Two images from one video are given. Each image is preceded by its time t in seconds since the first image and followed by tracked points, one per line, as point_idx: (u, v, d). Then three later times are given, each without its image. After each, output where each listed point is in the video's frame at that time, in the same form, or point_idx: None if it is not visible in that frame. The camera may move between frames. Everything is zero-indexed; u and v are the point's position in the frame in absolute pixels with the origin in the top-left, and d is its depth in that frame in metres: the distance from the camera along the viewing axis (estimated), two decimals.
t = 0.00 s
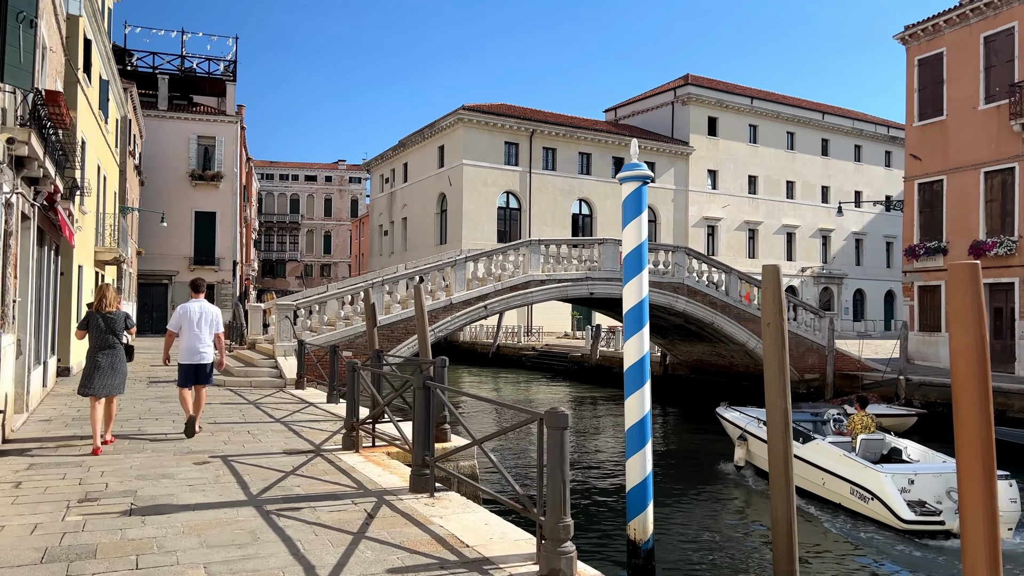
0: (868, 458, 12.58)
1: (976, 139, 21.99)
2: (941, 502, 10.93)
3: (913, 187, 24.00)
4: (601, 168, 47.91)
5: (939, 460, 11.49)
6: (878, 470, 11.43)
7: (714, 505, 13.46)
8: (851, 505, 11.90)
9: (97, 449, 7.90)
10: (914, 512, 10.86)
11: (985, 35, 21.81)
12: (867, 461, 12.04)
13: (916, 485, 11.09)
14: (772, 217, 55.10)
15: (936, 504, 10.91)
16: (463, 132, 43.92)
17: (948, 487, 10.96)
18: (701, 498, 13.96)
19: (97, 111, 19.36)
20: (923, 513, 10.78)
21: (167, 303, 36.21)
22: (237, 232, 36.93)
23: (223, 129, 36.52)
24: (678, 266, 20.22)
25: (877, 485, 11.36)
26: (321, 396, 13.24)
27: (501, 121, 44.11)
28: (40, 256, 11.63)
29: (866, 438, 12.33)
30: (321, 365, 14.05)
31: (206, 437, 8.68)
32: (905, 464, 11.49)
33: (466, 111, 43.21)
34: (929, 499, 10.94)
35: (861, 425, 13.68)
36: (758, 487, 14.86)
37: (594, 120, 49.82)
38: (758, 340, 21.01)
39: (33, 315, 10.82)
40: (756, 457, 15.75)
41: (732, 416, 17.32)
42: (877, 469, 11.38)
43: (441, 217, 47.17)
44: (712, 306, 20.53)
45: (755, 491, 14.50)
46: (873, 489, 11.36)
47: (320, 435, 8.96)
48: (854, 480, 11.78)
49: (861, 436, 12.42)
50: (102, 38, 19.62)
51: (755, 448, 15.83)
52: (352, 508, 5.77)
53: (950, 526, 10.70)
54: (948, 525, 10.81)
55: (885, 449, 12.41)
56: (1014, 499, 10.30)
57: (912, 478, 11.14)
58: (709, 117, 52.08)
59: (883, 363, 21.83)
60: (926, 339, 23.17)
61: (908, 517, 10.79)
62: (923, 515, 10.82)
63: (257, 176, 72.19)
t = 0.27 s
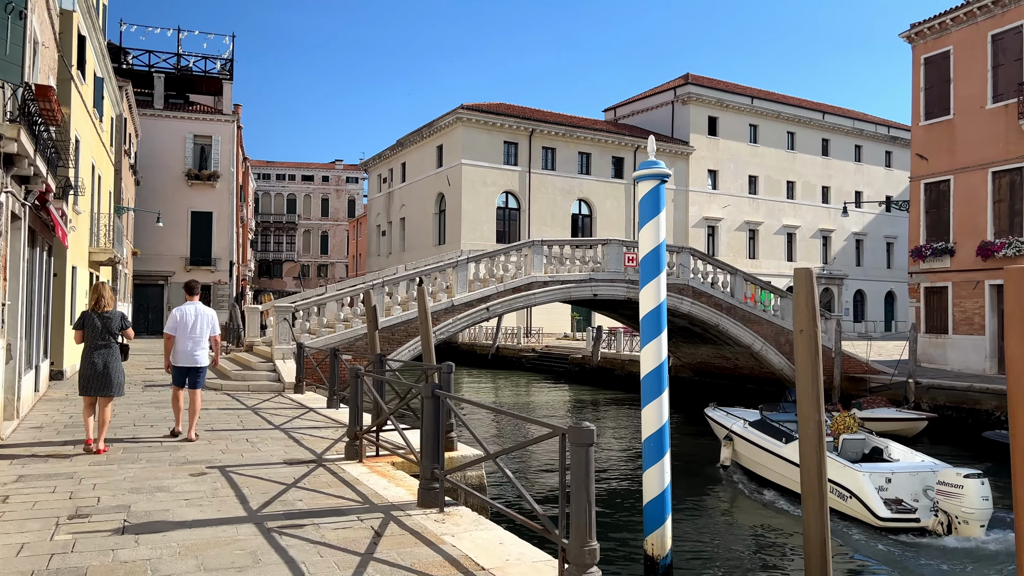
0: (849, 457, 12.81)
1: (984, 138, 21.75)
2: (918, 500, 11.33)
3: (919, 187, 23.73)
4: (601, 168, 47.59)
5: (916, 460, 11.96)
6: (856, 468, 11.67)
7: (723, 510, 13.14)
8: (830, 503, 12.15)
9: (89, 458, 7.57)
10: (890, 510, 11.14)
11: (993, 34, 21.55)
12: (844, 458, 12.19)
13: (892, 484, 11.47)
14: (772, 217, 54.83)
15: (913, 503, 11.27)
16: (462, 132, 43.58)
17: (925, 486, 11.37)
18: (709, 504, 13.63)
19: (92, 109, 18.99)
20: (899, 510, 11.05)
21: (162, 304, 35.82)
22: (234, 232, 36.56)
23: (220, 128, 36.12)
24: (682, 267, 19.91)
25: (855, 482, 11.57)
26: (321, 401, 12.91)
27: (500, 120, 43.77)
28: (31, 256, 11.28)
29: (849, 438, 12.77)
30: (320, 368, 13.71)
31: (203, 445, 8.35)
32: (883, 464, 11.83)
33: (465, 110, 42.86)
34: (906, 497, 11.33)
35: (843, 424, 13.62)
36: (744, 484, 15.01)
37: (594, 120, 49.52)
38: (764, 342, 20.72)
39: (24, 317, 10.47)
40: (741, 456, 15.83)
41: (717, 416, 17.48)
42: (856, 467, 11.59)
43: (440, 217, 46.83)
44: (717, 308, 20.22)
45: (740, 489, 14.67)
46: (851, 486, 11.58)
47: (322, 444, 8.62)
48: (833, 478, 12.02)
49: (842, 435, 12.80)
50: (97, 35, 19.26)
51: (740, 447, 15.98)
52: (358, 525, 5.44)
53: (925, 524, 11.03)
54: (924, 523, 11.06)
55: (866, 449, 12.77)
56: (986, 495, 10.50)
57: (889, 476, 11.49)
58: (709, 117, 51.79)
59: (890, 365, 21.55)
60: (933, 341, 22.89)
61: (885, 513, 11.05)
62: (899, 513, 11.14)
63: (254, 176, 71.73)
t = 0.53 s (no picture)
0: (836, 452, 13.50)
1: (993, 136, 21.53)
2: (896, 492, 11.27)
3: (927, 184, 23.49)
4: (602, 166, 47.30)
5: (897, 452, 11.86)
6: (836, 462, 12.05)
7: (735, 510, 12.85)
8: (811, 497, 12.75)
9: (87, 460, 7.29)
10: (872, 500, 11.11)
11: (1002, 29, 21.31)
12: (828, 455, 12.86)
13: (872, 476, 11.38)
14: (773, 216, 54.57)
15: (892, 495, 11.20)
16: (463, 130, 43.29)
17: (904, 478, 11.29)
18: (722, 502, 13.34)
19: (89, 104, 18.70)
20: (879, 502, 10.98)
21: (161, 303, 35.53)
22: (234, 230, 36.24)
23: (219, 126, 35.80)
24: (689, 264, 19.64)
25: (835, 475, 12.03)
26: (324, 401, 12.63)
27: (501, 118, 43.49)
28: (27, 252, 11.00)
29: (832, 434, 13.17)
30: (323, 367, 13.42)
31: (204, 446, 8.06)
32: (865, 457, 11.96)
33: (466, 108, 42.58)
34: (886, 489, 11.24)
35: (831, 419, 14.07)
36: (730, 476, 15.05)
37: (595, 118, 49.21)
38: (771, 341, 20.47)
39: (19, 315, 10.18)
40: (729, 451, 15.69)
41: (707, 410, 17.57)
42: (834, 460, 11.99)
43: (440, 215, 46.55)
44: (723, 306, 19.95)
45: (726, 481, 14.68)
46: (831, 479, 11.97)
47: (327, 445, 8.34)
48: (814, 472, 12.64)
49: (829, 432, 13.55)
50: (95, 29, 18.95)
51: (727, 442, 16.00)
52: (370, 531, 5.17)
53: (904, 515, 11.07)
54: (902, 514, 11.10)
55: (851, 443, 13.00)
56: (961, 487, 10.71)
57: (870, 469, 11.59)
58: (711, 115, 51.51)
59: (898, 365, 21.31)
60: (942, 340, 22.64)
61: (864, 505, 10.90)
62: (879, 504, 11.10)
63: (253, 175, 71.39)
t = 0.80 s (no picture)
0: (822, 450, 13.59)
1: (1004, 134, 21.25)
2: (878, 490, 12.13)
3: (936, 184, 23.20)
4: (604, 166, 46.98)
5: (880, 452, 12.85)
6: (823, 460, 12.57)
7: (746, 518, 12.57)
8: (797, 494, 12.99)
9: (83, 470, 7.00)
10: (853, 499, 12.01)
11: (1013, 27, 21.01)
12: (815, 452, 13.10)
13: (857, 474, 12.35)
14: (776, 216, 54.25)
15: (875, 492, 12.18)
16: (464, 129, 42.97)
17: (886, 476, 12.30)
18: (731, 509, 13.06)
19: (87, 103, 18.38)
20: (862, 499, 11.95)
21: (161, 304, 35.24)
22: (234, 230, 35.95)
23: (219, 125, 35.50)
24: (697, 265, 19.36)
25: (820, 473, 12.49)
26: (327, 406, 12.34)
27: (502, 117, 43.19)
28: (21, 253, 10.70)
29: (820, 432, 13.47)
30: (325, 371, 13.12)
31: (204, 455, 7.77)
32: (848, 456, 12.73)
33: (467, 107, 42.28)
34: (869, 486, 12.22)
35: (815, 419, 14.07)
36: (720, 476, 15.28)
37: (597, 118, 48.92)
38: (779, 343, 20.19)
39: (14, 318, 9.89)
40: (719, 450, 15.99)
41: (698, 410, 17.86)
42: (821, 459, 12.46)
43: (441, 215, 46.26)
44: (732, 308, 19.65)
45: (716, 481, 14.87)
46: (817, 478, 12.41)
47: (332, 454, 8.04)
48: (801, 470, 12.87)
49: (815, 430, 13.50)
50: (93, 26, 18.65)
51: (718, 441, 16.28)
52: (380, 550, 4.87)
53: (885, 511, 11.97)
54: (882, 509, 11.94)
55: (837, 442, 13.52)
56: (941, 485, 11.32)
57: (853, 467, 12.35)
58: (714, 114, 51.20)
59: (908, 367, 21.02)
60: (952, 342, 22.33)
61: (847, 502, 11.94)
62: (861, 501, 12.00)
63: (253, 175, 71.06)
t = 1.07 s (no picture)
0: (807, 445, 14.16)
1: (1012, 131, 21.01)
2: (862, 483, 12.56)
3: (943, 181, 22.96)
4: (606, 165, 46.70)
5: (864, 447, 13.19)
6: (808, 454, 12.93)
7: (757, 522, 12.31)
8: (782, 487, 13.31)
9: (78, 474, 6.71)
10: (836, 491, 12.37)
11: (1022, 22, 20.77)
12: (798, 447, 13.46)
13: (840, 468, 12.72)
14: (778, 215, 53.97)
15: (858, 485, 12.51)
16: (465, 128, 42.69)
17: (869, 470, 12.63)
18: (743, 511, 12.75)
19: (84, 98, 18.09)
20: (845, 492, 12.28)
21: (159, 303, 34.94)
22: (233, 229, 35.65)
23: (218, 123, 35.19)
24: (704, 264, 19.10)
25: (805, 466, 12.79)
26: (329, 406, 12.06)
27: (503, 116, 42.91)
28: (15, 250, 10.44)
29: (804, 427, 14.03)
30: (327, 370, 12.85)
31: (204, 457, 7.48)
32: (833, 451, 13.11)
33: (468, 106, 41.99)
34: (852, 480, 12.57)
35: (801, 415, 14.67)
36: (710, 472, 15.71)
37: (598, 117, 48.64)
38: (786, 342, 19.92)
39: (9, 315, 9.62)
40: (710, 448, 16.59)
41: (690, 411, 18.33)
42: (806, 452, 12.84)
43: (442, 214, 46.00)
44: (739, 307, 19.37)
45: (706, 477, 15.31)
46: (802, 471, 12.75)
47: (336, 456, 7.76)
48: (785, 463, 13.18)
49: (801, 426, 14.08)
50: (90, 21, 18.33)
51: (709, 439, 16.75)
52: (390, 560, 4.60)
53: (868, 503, 12.27)
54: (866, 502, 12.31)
55: (821, 437, 14.05)
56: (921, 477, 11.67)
57: (836, 461, 12.78)
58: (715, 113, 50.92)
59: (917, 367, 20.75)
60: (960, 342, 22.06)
61: (830, 494, 12.30)
62: (844, 493, 12.38)
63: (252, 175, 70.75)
